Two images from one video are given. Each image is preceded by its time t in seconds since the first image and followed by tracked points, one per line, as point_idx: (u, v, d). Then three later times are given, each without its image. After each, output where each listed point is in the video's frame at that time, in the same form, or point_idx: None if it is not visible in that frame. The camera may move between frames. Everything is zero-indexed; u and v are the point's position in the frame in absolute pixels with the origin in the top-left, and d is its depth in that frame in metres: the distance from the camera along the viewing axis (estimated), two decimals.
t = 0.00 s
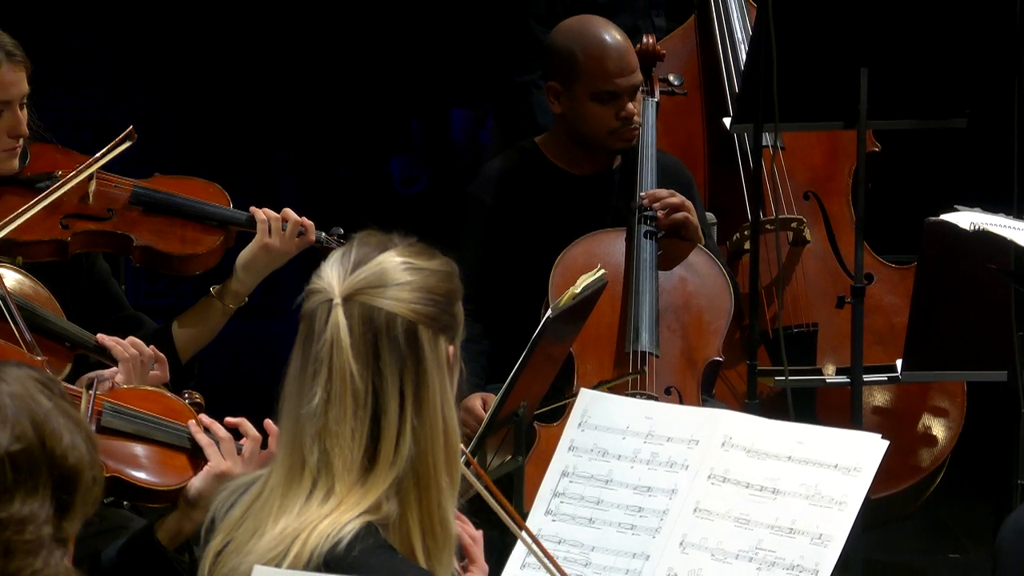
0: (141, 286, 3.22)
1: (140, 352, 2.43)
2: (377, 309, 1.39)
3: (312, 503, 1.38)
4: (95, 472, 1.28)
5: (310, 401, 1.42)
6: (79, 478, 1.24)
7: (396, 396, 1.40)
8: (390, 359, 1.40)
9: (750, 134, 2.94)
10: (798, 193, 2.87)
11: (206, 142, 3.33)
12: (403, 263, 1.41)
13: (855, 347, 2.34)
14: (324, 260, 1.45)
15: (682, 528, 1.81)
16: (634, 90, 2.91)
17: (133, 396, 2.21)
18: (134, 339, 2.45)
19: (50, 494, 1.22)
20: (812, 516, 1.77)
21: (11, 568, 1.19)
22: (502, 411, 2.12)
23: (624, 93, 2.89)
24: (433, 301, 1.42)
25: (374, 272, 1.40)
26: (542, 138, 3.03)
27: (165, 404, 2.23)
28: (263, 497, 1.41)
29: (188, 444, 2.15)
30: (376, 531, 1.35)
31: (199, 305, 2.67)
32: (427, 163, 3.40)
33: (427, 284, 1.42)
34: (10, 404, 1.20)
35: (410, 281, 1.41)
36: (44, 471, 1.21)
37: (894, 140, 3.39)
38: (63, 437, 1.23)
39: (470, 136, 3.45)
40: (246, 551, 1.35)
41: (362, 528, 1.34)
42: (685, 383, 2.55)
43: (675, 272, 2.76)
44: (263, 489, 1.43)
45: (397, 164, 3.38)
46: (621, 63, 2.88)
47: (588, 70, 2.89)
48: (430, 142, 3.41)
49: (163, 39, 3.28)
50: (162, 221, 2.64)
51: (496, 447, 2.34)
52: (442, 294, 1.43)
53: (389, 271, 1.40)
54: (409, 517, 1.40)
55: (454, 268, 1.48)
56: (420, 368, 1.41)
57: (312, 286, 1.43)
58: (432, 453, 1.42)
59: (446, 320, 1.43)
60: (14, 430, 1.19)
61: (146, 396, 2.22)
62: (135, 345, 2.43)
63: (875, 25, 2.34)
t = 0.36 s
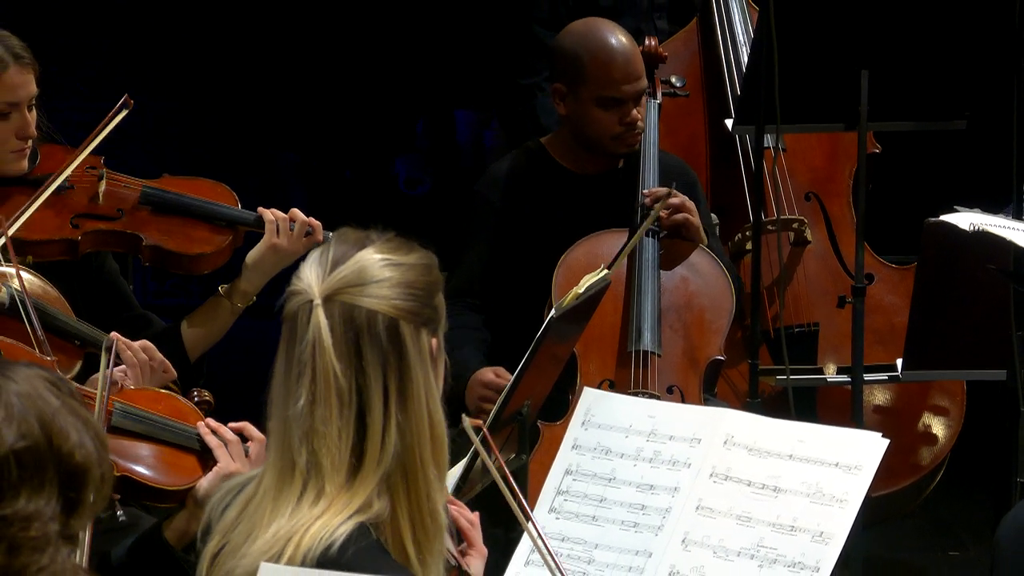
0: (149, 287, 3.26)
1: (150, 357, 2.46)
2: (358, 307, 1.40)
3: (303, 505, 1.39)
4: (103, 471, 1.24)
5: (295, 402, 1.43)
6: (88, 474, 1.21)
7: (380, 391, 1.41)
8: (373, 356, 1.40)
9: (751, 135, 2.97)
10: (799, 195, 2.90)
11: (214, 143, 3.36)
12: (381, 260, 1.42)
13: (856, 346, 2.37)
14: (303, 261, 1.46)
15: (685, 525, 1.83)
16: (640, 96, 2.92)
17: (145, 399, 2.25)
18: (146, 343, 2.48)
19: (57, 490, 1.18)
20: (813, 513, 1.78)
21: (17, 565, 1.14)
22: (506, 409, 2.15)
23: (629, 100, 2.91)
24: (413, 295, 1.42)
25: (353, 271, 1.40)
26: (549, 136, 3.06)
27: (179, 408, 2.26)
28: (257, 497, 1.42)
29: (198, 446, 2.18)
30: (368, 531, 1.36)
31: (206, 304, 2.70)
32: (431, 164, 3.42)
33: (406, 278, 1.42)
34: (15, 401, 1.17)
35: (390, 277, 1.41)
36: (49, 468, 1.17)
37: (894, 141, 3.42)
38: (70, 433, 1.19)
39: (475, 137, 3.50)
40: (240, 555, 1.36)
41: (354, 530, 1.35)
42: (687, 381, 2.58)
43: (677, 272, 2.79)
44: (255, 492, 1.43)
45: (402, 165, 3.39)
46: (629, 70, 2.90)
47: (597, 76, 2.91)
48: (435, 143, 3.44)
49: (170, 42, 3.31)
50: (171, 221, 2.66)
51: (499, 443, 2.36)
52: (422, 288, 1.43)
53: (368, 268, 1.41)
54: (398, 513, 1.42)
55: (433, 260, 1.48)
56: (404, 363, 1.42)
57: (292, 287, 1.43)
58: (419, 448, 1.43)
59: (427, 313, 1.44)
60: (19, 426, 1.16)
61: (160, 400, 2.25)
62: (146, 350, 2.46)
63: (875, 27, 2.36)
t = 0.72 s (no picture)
0: (157, 286, 3.28)
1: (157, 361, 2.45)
2: (336, 307, 1.37)
3: (291, 508, 1.38)
4: (108, 467, 1.26)
5: (277, 404, 1.40)
6: (92, 470, 1.23)
7: (359, 389, 1.39)
8: (351, 354, 1.38)
9: (754, 137, 2.95)
10: (800, 196, 2.94)
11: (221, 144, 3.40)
12: (357, 256, 1.39)
13: (856, 345, 2.39)
14: (278, 262, 1.43)
15: (687, 523, 1.83)
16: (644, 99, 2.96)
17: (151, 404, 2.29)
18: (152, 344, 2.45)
19: (59, 487, 1.20)
20: (814, 511, 1.77)
21: (20, 560, 1.17)
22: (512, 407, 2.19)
23: (631, 103, 2.94)
24: (390, 290, 1.40)
25: (328, 270, 1.38)
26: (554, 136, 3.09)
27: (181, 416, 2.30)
28: (245, 503, 1.41)
29: (205, 454, 2.21)
30: (358, 533, 1.36)
31: (214, 303, 2.73)
32: (436, 165, 3.47)
33: (383, 274, 1.40)
34: (19, 399, 1.19)
35: (366, 273, 1.39)
36: (53, 465, 1.20)
37: (895, 143, 3.45)
38: (73, 430, 1.22)
39: (479, 139, 3.58)
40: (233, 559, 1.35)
41: (344, 534, 1.34)
42: (689, 379, 2.61)
43: (678, 272, 2.81)
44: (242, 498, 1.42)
45: (407, 166, 3.44)
46: (632, 73, 2.92)
47: (601, 77, 2.93)
48: (438, 146, 3.48)
49: (177, 44, 3.34)
50: (179, 219, 2.71)
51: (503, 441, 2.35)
52: (399, 282, 1.41)
53: (344, 266, 1.38)
54: (386, 512, 1.41)
55: (408, 253, 1.46)
56: (382, 360, 1.39)
57: (269, 289, 1.40)
58: (401, 446, 1.42)
59: (405, 307, 1.42)
60: (22, 423, 1.18)
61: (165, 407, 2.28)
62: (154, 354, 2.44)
63: (876, 30, 2.39)
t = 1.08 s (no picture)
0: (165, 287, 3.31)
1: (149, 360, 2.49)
2: (307, 302, 1.42)
3: (267, 507, 1.41)
4: (113, 466, 1.23)
5: (245, 395, 1.45)
6: (97, 468, 1.20)
7: (327, 384, 1.44)
8: (320, 349, 1.43)
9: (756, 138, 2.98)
10: (801, 197, 2.98)
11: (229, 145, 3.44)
12: (331, 253, 1.44)
13: (857, 344, 2.42)
14: (254, 257, 1.48)
15: (689, 521, 1.85)
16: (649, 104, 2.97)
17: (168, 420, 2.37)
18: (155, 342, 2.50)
19: (63, 485, 1.18)
20: (814, 509, 1.79)
21: (23, 558, 1.14)
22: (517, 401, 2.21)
23: (634, 107, 2.94)
24: (362, 289, 1.45)
25: (300, 266, 1.43)
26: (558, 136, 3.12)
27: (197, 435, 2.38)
28: (216, 501, 1.43)
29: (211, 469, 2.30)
30: (339, 532, 1.38)
31: (223, 304, 2.75)
32: (440, 166, 3.50)
33: (356, 272, 1.45)
34: (23, 398, 1.17)
35: (338, 271, 1.43)
36: (56, 465, 1.17)
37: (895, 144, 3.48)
38: (77, 429, 1.19)
39: (483, 140, 3.56)
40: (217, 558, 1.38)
41: (327, 535, 1.37)
42: (691, 375, 2.66)
43: (680, 272, 2.85)
44: (214, 505, 1.43)
45: (412, 167, 3.48)
46: (637, 78, 2.94)
47: (604, 81, 2.95)
48: (443, 147, 3.51)
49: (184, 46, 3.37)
50: (186, 219, 2.74)
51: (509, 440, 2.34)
52: (371, 281, 1.46)
53: (317, 262, 1.43)
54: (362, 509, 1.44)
55: (383, 253, 1.50)
56: (350, 357, 1.44)
57: (244, 283, 1.46)
58: (368, 439, 1.46)
59: (376, 306, 1.46)
60: (25, 422, 1.16)
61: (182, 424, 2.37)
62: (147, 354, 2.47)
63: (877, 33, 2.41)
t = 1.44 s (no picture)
0: (172, 288, 3.35)
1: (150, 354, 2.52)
2: (303, 296, 1.49)
3: (242, 494, 1.47)
4: (123, 466, 1.26)
5: (229, 370, 1.54)
6: (108, 465, 1.22)
7: (308, 379, 1.50)
8: (307, 345, 1.49)
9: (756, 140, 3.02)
10: (802, 198, 3.00)
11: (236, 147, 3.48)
12: (340, 258, 1.51)
13: (857, 344, 2.45)
14: (269, 246, 1.56)
15: (691, 518, 1.86)
16: (650, 107, 3.00)
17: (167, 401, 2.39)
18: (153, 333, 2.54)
19: (76, 479, 1.19)
20: (815, 506, 1.80)
21: (33, 546, 1.16)
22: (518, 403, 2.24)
23: (635, 110, 2.97)
24: (362, 298, 1.51)
25: (307, 262, 1.50)
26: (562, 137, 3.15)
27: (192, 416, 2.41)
28: (200, 483, 1.51)
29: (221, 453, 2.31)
30: (314, 532, 1.43)
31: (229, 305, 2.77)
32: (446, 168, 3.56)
33: (360, 281, 1.51)
34: (43, 390, 1.19)
35: (343, 275, 1.50)
36: (71, 456, 1.19)
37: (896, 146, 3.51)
38: (91, 425, 1.21)
39: (488, 143, 3.61)
40: (194, 537, 1.45)
41: (303, 535, 1.42)
42: (694, 374, 2.69)
43: (682, 271, 2.87)
44: (198, 486, 1.51)
45: (417, 168, 3.54)
46: (637, 80, 2.96)
47: (604, 85, 2.97)
48: (448, 149, 3.57)
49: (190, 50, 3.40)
50: (197, 224, 2.77)
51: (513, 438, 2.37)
52: (373, 293, 1.52)
53: (324, 262, 1.50)
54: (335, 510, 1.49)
55: (396, 274, 1.57)
56: (335, 359, 1.50)
57: (253, 267, 1.54)
58: (347, 440, 1.51)
59: (373, 319, 1.52)
60: (41, 414, 1.18)
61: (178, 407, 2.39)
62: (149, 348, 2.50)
63: (877, 37, 2.44)
